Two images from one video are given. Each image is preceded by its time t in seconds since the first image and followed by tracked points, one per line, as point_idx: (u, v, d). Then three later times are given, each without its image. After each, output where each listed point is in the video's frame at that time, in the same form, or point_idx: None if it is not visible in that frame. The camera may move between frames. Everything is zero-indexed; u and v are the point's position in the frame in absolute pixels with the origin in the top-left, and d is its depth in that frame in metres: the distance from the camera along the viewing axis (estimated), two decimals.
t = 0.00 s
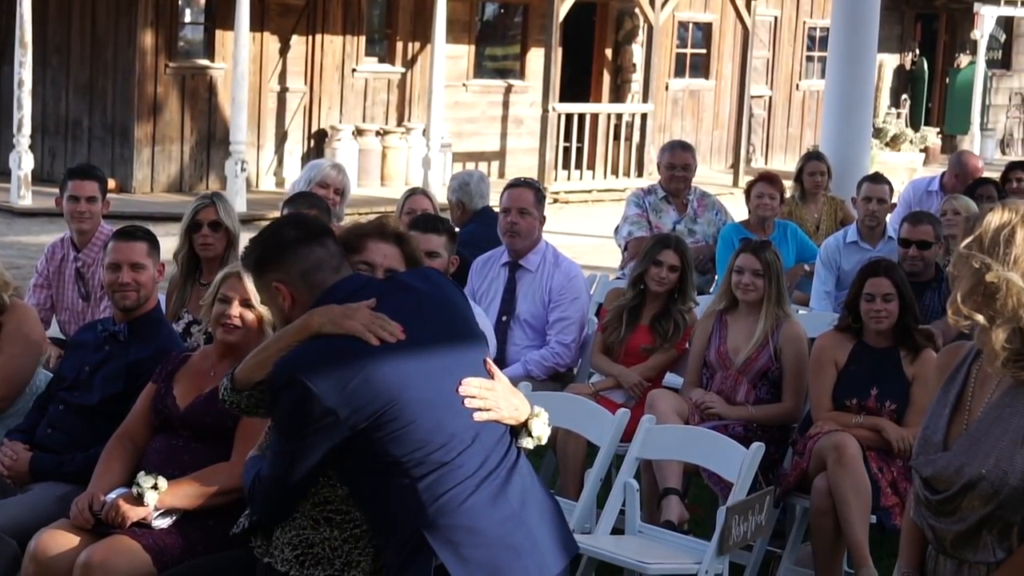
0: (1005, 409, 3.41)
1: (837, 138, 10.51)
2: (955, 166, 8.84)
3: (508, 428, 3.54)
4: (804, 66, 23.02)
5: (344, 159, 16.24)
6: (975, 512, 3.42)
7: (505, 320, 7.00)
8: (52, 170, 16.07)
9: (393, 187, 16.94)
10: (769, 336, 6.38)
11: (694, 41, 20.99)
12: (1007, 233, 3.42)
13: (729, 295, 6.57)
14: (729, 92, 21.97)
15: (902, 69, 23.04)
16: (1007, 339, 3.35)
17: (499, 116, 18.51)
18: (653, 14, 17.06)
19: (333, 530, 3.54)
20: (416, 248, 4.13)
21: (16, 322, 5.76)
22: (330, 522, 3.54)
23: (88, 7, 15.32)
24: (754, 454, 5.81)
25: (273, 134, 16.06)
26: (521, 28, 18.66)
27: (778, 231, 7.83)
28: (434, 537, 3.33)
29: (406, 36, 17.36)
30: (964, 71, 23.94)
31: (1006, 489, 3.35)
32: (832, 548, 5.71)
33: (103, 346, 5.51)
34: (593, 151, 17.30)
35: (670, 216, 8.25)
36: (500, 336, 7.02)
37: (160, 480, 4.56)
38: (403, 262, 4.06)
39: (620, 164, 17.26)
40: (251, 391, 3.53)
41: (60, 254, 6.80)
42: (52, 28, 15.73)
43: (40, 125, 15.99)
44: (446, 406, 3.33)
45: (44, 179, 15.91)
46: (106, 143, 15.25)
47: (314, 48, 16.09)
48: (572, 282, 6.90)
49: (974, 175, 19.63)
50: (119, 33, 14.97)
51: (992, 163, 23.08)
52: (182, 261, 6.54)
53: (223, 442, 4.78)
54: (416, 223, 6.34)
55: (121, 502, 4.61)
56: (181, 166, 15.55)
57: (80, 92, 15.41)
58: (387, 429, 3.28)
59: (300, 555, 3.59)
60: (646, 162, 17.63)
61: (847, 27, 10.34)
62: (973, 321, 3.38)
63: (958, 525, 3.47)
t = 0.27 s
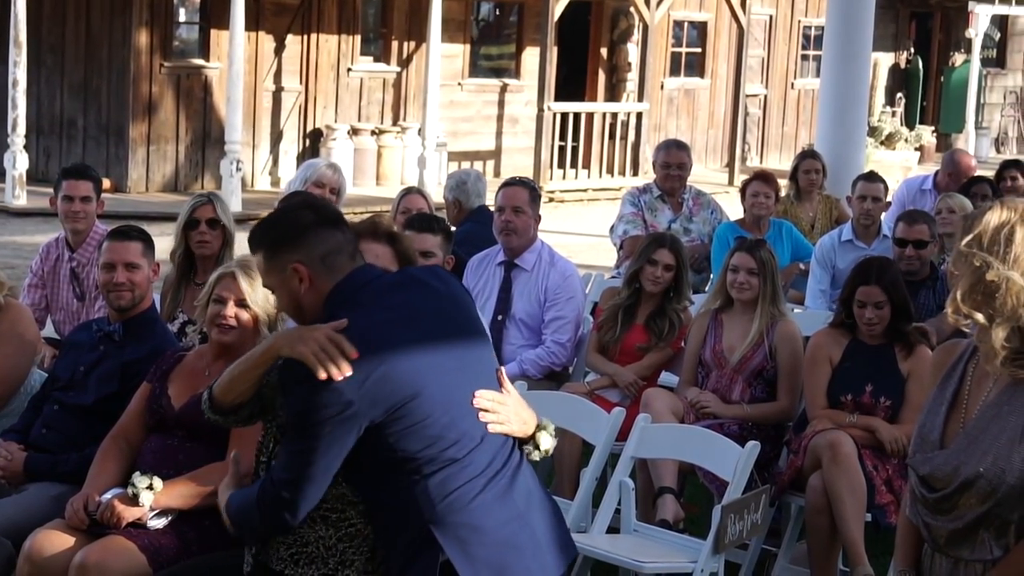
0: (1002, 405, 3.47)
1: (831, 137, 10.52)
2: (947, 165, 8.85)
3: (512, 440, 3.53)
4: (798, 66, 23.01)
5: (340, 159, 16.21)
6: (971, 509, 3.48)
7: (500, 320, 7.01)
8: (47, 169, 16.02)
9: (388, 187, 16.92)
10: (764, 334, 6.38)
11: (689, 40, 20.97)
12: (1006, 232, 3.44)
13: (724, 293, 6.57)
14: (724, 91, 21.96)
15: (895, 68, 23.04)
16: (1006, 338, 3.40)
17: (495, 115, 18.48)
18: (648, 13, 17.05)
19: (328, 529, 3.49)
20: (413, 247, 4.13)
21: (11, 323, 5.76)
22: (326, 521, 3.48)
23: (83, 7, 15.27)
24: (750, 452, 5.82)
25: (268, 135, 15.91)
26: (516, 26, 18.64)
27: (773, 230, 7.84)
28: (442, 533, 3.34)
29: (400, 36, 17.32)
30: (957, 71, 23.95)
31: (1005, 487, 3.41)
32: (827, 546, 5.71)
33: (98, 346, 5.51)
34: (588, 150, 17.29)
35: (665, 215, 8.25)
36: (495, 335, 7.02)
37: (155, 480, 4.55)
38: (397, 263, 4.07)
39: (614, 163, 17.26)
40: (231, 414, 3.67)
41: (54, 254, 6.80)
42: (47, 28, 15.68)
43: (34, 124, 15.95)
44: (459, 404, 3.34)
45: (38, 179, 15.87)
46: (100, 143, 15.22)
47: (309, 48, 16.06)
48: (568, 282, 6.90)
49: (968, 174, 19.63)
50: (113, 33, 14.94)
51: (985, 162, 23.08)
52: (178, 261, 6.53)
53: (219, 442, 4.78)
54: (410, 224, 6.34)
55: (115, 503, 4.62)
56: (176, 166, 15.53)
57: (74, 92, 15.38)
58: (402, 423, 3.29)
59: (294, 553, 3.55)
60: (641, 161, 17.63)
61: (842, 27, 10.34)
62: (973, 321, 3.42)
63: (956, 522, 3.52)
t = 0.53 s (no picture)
0: (988, 401, 3.38)
1: (814, 133, 10.52)
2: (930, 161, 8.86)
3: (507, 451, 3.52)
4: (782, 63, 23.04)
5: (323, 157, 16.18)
6: (955, 506, 3.41)
7: (485, 317, 7.01)
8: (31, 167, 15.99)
9: (372, 185, 16.91)
10: (747, 331, 6.39)
11: (673, 37, 20.98)
12: (993, 228, 3.36)
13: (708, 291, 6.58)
14: (707, 89, 21.97)
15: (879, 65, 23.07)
16: (993, 334, 3.33)
17: (479, 113, 18.47)
18: (632, 11, 17.07)
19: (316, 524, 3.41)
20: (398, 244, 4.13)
21: None
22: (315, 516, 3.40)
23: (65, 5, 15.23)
24: (734, 450, 5.82)
25: (251, 133, 16.00)
26: (500, 24, 18.64)
27: (756, 227, 7.84)
28: (440, 526, 3.32)
29: (384, 34, 17.30)
30: (939, 67, 23.97)
31: (990, 485, 3.35)
32: (810, 542, 5.72)
33: (81, 345, 5.49)
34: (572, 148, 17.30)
35: (649, 212, 8.26)
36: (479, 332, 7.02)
37: (138, 479, 4.55)
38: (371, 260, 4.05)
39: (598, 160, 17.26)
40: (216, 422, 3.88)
41: (37, 253, 6.79)
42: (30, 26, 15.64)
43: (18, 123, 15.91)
44: (462, 399, 3.35)
45: (23, 177, 15.83)
46: (83, 141, 15.18)
47: (293, 46, 16.05)
48: (552, 279, 6.90)
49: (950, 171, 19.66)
50: (95, 31, 14.91)
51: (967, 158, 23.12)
52: (162, 259, 6.52)
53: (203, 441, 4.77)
54: (394, 222, 6.33)
55: (99, 501, 4.59)
56: (159, 164, 15.50)
57: (56, 90, 15.37)
58: (413, 411, 3.27)
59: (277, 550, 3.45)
60: (625, 160, 17.64)
61: (825, 24, 10.34)
62: (962, 318, 3.36)
63: (941, 518, 3.45)
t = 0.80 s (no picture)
0: (973, 403, 3.31)
1: (798, 137, 10.51)
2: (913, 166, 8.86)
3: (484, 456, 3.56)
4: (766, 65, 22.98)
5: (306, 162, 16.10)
6: (939, 509, 3.34)
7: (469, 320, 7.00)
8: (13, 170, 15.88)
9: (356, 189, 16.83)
10: (732, 334, 6.40)
11: (657, 40, 20.92)
12: (977, 230, 3.28)
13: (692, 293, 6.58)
14: (692, 92, 21.91)
15: (863, 67, 23.03)
16: (978, 337, 3.26)
17: (463, 116, 18.38)
18: (616, 13, 17.02)
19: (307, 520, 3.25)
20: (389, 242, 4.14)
21: None
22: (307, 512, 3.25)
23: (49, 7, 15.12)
24: (718, 453, 5.83)
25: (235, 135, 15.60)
26: (485, 26, 18.55)
27: (741, 230, 7.84)
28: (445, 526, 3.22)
29: (368, 37, 17.20)
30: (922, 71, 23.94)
31: (975, 486, 3.28)
32: (792, 543, 5.73)
33: (65, 349, 5.48)
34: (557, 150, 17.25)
35: (634, 215, 8.25)
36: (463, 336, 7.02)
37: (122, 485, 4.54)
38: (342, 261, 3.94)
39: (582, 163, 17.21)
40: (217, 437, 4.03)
41: (20, 258, 6.77)
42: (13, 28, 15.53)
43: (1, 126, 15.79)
44: (468, 399, 3.27)
45: (6, 180, 15.72)
46: (65, 146, 15.09)
47: (277, 49, 15.80)
48: (536, 282, 6.91)
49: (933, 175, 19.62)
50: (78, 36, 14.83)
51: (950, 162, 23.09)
52: (146, 261, 6.51)
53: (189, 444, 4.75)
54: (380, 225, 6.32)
55: (83, 507, 4.59)
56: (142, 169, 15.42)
57: (38, 94, 15.27)
58: (431, 408, 3.17)
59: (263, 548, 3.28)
60: (609, 162, 17.59)
61: (808, 27, 10.33)
62: (947, 320, 3.29)
63: (926, 520, 3.38)
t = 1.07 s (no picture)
0: (954, 404, 3.26)
1: (779, 138, 10.51)
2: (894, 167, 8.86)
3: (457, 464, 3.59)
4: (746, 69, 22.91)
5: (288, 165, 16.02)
6: (921, 510, 3.30)
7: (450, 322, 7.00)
8: None
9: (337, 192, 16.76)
10: (713, 336, 6.41)
11: (636, 42, 20.89)
12: (958, 234, 3.24)
13: (674, 296, 6.59)
14: (672, 94, 21.88)
15: (843, 69, 23.00)
16: (959, 338, 3.22)
17: (444, 119, 18.31)
18: (596, 16, 16.98)
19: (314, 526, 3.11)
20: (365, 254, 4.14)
21: None
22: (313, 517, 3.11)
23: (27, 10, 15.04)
24: (699, 454, 5.84)
25: (216, 139, 15.47)
26: (466, 30, 18.48)
27: (721, 232, 7.84)
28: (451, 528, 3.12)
29: (349, 39, 17.13)
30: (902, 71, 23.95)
31: (956, 486, 3.23)
32: (774, 544, 5.74)
33: (46, 353, 5.46)
34: (537, 153, 17.20)
35: (615, 218, 8.24)
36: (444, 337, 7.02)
37: (104, 488, 4.59)
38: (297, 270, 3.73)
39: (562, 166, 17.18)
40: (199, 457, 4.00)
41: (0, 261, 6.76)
42: None
43: None
44: (466, 399, 3.19)
45: None
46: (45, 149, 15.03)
47: (257, 52, 15.63)
48: (517, 284, 6.92)
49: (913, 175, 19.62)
50: (58, 38, 14.77)
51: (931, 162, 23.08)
52: (126, 265, 6.50)
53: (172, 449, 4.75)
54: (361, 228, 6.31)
55: (63, 510, 4.60)
56: (123, 172, 15.37)
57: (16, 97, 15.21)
58: (440, 407, 3.08)
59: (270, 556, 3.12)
60: (590, 165, 17.59)
61: (788, 28, 10.32)
62: (929, 322, 3.25)
63: (910, 521, 3.33)
